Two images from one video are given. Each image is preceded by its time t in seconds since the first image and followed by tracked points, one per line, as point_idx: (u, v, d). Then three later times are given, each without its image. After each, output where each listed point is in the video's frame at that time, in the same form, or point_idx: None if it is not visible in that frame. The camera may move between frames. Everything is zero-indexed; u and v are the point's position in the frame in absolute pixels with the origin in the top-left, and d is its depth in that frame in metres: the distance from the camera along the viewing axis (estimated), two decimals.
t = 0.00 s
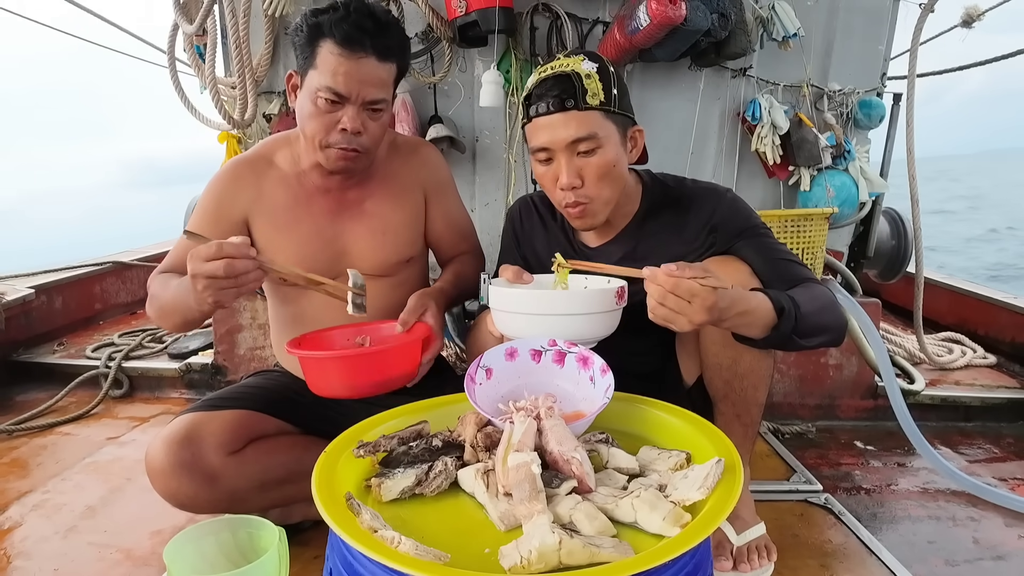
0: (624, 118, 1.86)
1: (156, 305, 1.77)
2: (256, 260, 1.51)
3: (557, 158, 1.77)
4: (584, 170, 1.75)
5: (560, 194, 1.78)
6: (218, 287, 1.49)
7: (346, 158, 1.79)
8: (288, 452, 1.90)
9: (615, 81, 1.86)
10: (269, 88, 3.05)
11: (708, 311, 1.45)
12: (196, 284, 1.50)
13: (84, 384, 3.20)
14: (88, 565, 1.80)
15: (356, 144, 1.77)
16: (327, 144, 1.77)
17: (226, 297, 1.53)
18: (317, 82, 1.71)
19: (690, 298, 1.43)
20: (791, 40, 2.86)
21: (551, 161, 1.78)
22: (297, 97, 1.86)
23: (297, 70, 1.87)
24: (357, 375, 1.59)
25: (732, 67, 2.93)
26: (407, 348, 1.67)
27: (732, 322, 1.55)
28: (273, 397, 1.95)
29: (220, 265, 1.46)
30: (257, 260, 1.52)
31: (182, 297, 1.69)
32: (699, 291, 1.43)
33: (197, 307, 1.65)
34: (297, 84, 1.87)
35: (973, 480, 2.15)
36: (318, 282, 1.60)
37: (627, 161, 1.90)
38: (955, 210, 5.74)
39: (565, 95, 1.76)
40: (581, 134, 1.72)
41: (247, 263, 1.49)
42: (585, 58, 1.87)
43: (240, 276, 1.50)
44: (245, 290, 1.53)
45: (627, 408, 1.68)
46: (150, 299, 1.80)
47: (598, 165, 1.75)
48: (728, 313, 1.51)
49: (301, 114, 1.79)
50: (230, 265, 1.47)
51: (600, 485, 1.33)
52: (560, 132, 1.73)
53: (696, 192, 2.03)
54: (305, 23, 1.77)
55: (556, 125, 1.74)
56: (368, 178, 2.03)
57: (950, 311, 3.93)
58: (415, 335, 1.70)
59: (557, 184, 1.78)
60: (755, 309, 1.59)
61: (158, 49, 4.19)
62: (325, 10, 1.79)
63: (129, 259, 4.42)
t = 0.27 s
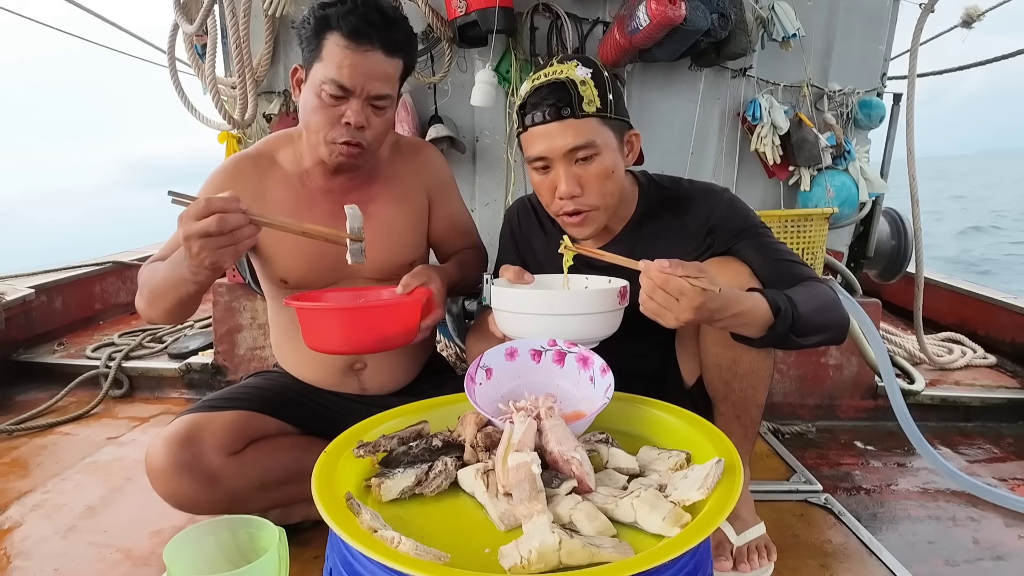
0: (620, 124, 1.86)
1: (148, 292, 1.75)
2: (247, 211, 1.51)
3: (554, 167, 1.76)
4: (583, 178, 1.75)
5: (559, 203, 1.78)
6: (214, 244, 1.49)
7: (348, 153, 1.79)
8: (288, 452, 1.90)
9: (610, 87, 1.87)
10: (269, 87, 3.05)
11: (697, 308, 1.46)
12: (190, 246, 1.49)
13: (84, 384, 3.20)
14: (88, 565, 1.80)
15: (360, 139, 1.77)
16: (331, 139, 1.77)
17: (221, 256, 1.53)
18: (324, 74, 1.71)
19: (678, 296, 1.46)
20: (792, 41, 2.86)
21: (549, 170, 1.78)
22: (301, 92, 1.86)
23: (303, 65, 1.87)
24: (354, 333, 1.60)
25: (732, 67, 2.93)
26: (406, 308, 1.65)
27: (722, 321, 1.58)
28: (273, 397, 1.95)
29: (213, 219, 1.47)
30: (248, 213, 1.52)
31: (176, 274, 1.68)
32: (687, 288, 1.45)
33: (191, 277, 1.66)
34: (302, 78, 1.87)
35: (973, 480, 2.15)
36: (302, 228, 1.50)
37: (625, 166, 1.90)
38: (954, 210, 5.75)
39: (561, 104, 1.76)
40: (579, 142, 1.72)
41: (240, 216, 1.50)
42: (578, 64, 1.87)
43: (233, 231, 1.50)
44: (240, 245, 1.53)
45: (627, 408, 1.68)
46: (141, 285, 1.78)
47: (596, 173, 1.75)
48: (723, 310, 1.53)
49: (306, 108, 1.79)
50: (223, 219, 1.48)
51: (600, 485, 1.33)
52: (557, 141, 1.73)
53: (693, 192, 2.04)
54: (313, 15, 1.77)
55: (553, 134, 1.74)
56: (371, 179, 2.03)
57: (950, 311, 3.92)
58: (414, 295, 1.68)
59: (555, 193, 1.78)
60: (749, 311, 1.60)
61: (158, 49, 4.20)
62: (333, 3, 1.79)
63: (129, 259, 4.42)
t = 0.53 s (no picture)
0: (615, 126, 1.87)
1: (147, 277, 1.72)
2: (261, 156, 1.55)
3: (550, 170, 1.77)
4: (578, 181, 1.75)
5: (556, 206, 1.78)
6: (229, 183, 1.50)
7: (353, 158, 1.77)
8: (289, 452, 1.90)
9: (604, 90, 1.87)
10: (269, 87, 3.05)
11: (691, 291, 1.46)
12: (202, 186, 1.49)
13: (84, 384, 3.20)
14: (88, 565, 1.80)
15: (367, 143, 1.76)
16: (338, 140, 1.75)
17: (233, 199, 1.52)
18: (336, 71, 1.70)
19: (675, 273, 1.46)
20: (792, 40, 2.85)
21: (544, 173, 1.78)
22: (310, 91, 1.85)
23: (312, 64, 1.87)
24: (360, 293, 1.60)
25: (732, 67, 2.94)
26: (408, 277, 1.62)
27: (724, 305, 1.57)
28: (273, 398, 1.95)
29: (230, 156, 1.49)
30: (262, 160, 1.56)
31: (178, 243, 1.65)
32: (683, 265, 1.45)
33: (197, 239, 1.63)
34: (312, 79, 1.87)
35: (972, 480, 2.15)
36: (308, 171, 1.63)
37: (621, 168, 1.90)
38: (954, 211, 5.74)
39: (556, 107, 1.75)
40: (574, 144, 1.72)
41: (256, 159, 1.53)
42: (572, 67, 1.87)
43: (247, 173, 1.52)
44: (254, 190, 1.54)
45: (627, 408, 1.68)
46: (138, 272, 1.75)
47: (593, 176, 1.75)
48: (719, 297, 1.52)
49: (312, 108, 1.77)
50: (241, 157, 1.51)
51: (600, 486, 1.33)
52: (552, 144, 1.73)
53: (691, 193, 2.04)
54: (327, 12, 1.78)
55: (547, 138, 1.74)
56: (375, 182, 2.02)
57: (950, 311, 3.92)
58: (419, 265, 1.63)
59: (551, 197, 1.78)
60: (751, 298, 1.61)
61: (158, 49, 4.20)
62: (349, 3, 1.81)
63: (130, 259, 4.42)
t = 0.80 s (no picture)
0: (612, 130, 1.87)
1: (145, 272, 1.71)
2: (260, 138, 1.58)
3: (547, 174, 1.77)
4: (576, 186, 1.74)
5: (557, 214, 1.77)
6: (230, 163, 1.52)
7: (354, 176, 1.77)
8: (289, 453, 1.90)
9: (599, 93, 1.86)
10: (269, 87, 3.05)
11: (681, 286, 1.46)
12: (203, 166, 1.50)
13: (84, 384, 3.20)
14: (89, 565, 1.80)
15: (370, 160, 1.77)
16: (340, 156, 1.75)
17: (232, 179, 1.53)
18: (343, 86, 1.70)
19: (668, 266, 1.46)
20: (792, 40, 2.85)
21: (543, 178, 1.78)
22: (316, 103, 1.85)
23: (318, 72, 1.86)
24: (360, 290, 1.61)
25: (732, 67, 2.94)
26: (407, 274, 1.62)
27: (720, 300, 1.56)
28: (273, 398, 1.95)
29: (232, 134, 1.52)
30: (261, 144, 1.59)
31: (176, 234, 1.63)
32: (676, 259, 1.44)
33: (195, 225, 1.61)
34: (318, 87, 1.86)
35: (972, 480, 2.15)
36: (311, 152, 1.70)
37: (619, 175, 1.91)
38: (955, 212, 5.74)
39: (551, 112, 1.76)
40: (571, 146, 1.72)
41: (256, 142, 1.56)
42: (566, 72, 1.87)
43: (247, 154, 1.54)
44: (254, 172, 1.55)
45: (627, 409, 1.68)
46: (135, 268, 1.74)
47: (590, 180, 1.75)
48: (711, 293, 1.52)
49: (318, 121, 1.77)
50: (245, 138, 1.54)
51: (600, 485, 1.33)
52: (548, 148, 1.73)
53: (689, 194, 2.04)
54: (338, 23, 1.78)
55: (544, 142, 1.74)
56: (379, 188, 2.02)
57: (950, 311, 3.92)
58: (420, 261, 1.63)
59: (551, 204, 1.77)
60: (747, 295, 1.60)
61: (158, 49, 4.20)
62: (362, 16, 1.81)
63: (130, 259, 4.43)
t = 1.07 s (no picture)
0: (613, 138, 1.87)
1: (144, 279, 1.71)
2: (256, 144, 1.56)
3: (548, 184, 1.76)
4: (576, 196, 1.75)
5: (556, 222, 1.78)
6: (227, 173, 1.50)
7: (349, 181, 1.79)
8: (289, 453, 1.90)
9: (602, 101, 1.86)
10: (270, 87, 3.05)
11: (710, 299, 1.44)
12: (201, 177, 1.49)
13: (85, 384, 3.20)
14: (89, 565, 1.80)
15: (369, 165, 1.79)
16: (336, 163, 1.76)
17: (230, 190, 1.52)
18: (340, 94, 1.70)
19: (697, 279, 1.44)
20: (791, 40, 2.85)
21: (543, 187, 1.77)
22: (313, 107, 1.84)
23: (316, 77, 1.85)
24: (357, 296, 1.60)
25: (732, 67, 2.94)
26: (406, 279, 1.64)
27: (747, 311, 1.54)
28: (273, 398, 1.95)
29: (229, 144, 1.50)
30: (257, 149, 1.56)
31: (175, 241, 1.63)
32: (705, 270, 1.43)
33: (194, 235, 1.61)
34: (315, 92, 1.86)
35: (972, 480, 2.14)
36: (307, 158, 1.73)
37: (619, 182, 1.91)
38: (955, 212, 5.74)
39: (554, 122, 1.74)
40: (574, 159, 1.71)
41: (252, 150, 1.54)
42: (570, 78, 1.86)
43: (243, 162, 1.53)
44: (252, 182, 1.54)
45: (627, 409, 1.68)
46: (135, 274, 1.74)
47: (591, 191, 1.75)
48: (737, 306, 1.50)
49: (315, 128, 1.78)
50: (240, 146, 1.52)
51: (600, 485, 1.33)
52: (550, 159, 1.72)
53: (690, 195, 2.05)
54: (334, 30, 1.77)
55: (546, 152, 1.73)
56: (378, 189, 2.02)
57: (950, 311, 3.92)
58: (417, 266, 1.65)
59: (551, 211, 1.77)
60: (770, 305, 1.59)
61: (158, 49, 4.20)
62: (360, 20, 1.80)
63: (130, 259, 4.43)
